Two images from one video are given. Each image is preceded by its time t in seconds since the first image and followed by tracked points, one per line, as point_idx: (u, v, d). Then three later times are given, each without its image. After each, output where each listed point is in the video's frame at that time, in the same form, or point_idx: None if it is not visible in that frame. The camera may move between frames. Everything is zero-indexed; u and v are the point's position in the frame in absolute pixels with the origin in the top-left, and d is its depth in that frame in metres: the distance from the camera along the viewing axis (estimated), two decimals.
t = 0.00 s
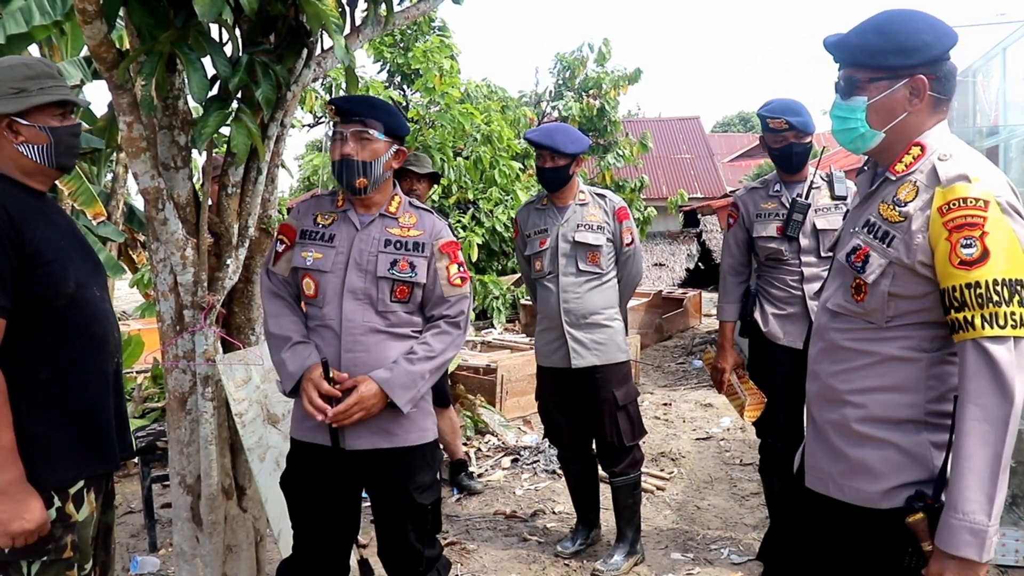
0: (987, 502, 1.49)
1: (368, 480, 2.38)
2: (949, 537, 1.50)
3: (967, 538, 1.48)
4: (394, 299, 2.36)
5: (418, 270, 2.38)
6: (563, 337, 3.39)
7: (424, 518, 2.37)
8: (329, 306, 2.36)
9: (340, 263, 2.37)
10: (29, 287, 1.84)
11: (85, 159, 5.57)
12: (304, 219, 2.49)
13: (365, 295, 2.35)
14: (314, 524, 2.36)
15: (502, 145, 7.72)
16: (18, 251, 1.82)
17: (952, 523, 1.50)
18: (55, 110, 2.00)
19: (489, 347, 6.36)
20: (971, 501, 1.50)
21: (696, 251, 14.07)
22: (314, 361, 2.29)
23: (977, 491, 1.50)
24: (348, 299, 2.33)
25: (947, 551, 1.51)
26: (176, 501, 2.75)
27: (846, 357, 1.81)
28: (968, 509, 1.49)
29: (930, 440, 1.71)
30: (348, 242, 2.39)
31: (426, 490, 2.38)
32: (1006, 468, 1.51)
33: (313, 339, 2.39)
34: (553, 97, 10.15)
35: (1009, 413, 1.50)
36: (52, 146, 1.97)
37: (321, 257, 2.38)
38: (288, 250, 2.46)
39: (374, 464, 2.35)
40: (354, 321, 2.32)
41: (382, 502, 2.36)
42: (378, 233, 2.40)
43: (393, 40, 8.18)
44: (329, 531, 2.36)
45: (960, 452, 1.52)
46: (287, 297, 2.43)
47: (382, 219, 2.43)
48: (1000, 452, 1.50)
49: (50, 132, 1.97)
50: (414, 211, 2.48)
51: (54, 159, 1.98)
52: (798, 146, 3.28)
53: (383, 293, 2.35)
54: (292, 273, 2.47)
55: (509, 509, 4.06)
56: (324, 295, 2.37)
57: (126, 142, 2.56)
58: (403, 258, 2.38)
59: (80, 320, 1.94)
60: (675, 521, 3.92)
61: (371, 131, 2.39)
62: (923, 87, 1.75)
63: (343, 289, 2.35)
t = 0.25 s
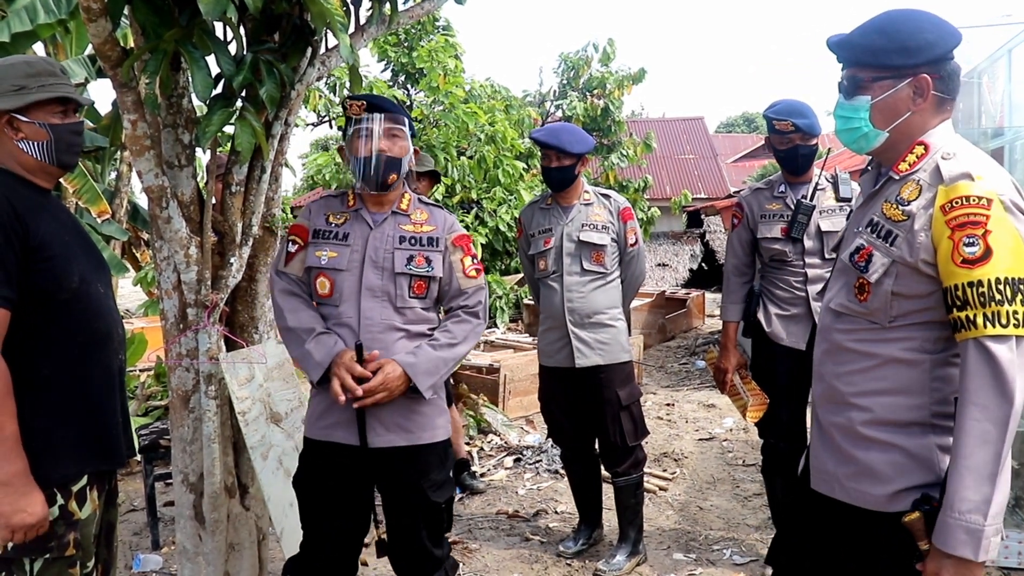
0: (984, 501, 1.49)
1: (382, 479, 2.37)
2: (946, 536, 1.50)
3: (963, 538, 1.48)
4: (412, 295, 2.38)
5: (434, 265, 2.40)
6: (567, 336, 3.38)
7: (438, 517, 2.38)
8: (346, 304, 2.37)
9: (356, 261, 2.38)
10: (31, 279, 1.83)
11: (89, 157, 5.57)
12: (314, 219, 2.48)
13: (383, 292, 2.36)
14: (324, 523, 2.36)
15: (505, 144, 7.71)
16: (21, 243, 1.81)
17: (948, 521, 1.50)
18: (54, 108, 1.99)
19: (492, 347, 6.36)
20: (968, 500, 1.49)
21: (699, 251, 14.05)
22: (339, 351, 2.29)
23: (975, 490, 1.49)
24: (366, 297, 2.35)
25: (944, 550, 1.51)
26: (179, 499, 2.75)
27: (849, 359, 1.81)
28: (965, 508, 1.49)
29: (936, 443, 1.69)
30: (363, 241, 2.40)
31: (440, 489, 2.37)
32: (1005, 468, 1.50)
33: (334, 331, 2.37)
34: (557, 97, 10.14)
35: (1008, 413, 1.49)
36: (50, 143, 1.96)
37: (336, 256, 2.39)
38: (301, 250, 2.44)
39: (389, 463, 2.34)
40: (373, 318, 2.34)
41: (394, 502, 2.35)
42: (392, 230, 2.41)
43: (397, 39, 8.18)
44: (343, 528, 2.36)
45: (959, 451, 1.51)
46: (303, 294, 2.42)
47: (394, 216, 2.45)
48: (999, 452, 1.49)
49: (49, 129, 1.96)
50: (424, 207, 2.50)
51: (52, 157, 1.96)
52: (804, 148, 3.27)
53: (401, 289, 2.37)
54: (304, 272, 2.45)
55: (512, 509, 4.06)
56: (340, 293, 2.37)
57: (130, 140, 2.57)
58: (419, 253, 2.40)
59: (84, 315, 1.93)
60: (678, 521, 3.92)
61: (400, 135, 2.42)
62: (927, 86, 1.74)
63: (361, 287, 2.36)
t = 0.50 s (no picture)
0: (989, 499, 1.48)
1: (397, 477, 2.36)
2: (947, 530, 1.51)
3: (964, 533, 1.48)
4: (428, 293, 2.39)
5: (449, 262, 2.42)
6: (567, 336, 3.38)
7: (451, 517, 2.37)
8: (362, 304, 2.36)
9: (370, 261, 2.38)
10: (33, 274, 1.82)
11: (90, 155, 5.57)
12: (326, 219, 2.47)
13: (399, 291, 2.37)
14: (335, 523, 2.34)
15: (507, 144, 7.71)
16: (23, 237, 1.80)
17: (951, 517, 1.50)
18: (55, 106, 1.98)
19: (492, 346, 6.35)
20: (972, 496, 1.49)
21: (700, 251, 14.04)
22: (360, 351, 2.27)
23: (979, 488, 1.49)
24: (381, 296, 2.35)
25: (944, 545, 1.51)
26: (179, 498, 2.75)
27: (861, 363, 1.79)
28: (968, 504, 1.49)
29: (949, 446, 1.69)
30: (377, 240, 2.40)
31: (454, 488, 2.36)
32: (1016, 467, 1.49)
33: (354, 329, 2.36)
34: (558, 96, 10.13)
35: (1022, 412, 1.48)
36: (51, 141, 1.96)
37: (350, 256, 2.38)
38: (313, 252, 2.42)
39: (406, 461, 2.33)
40: (390, 317, 2.34)
41: (408, 502, 2.33)
42: (405, 229, 2.42)
43: (398, 39, 8.19)
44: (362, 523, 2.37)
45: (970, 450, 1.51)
46: (319, 295, 2.40)
47: (406, 216, 2.45)
48: (1010, 450, 1.48)
49: (50, 127, 1.96)
50: (435, 206, 2.51)
51: (54, 154, 1.96)
52: (808, 149, 3.27)
53: (417, 287, 2.38)
54: (316, 274, 2.43)
55: (512, 509, 4.06)
56: (354, 293, 2.37)
57: (132, 139, 2.56)
58: (433, 251, 2.41)
59: (87, 313, 1.92)
60: (678, 521, 3.92)
61: (413, 136, 2.44)
62: (941, 86, 1.74)
63: (377, 287, 2.36)
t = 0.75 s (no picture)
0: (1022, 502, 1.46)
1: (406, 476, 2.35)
2: (982, 537, 1.48)
3: (1001, 538, 1.46)
4: (439, 293, 2.38)
5: (460, 263, 2.42)
6: (566, 337, 3.37)
7: (460, 518, 2.36)
8: (372, 304, 2.36)
9: (382, 260, 2.37)
10: (33, 274, 1.82)
11: (90, 154, 5.57)
12: (336, 219, 2.46)
13: (410, 291, 2.35)
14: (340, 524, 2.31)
15: (508, 144, 7.70)
16: (24, 237, 1.80)
17: (984, 521, 1.48)
18: (54, 105, 1.97)
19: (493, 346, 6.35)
20: (1007, 501, 1.47)
21: (701, 251, 14.03)
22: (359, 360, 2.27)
23: (1013, 492, 1.47)
24: (393, 296, 2.33)
25: (979, 549, 1.48)
26: (180, 498, 2.75)
27: (872, 364, 1.78)
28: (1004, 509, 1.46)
29: (962, 448, 1.68)
30: (388, 241, 2.39)
31: (462, 488, 2.35)
32: None
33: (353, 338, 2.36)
34: (559, 96, 10.12)
35: None
36: (50, 140, 1.95)
37: (361, 256, 2.37)
38: (322, 253, 2.42)
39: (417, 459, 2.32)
40: (401, 318, 2.33)
41: (420, 501, 2.33)
42: (416, 230, 2.41)
43: (399, 38, 8.19)
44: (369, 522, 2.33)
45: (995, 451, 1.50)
46: (323, 299, 2.40)
47: (417, 216, 2.44)
48: None
49: (50, 126, 1.95)
50: (445, 207, 2.51)
51: (53, 153, 1.95)
52: (810, 150, 3.26)
53: (428, 287, 2.37)
54: (325, 276, 2.43)
55: (513, 509, 4.06)
56: (366, 293, 2.36)
57: (132, 138, 2.56)
58: (445, 252, 2.41)
59: (88, 313, 1.92)
60: (679, 521, 3.91)
61: (427, 138, 2.44)
62: (959, 86, 1.74)
63: (388, 286, 2.35)
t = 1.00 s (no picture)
0: None
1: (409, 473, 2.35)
2: (1016, 543, 1.47)
3: None
4: (445, 292, 2.38)
5: (466, 262, 2.42)
6: (564, 338, 3.38)
7: (461, 519, 2.36)
8: (378, 302, 2.35)
9: (388, 258, 2.36)
10: (33, 274, 1.81)
11: (89, 154, 5.57)
12: (342, 214, 2.46)
13: (416, 290, 2.35)
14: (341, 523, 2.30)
15: (508, 144, 7.70)
16: (24, 236, 1.80)
17: (1016, 528, 1.47)
18: (55, 104, 1.97)
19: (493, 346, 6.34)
20: None
21: (700, 251, 14.02)
22: (328, 378, 2.32)
23: None
24: (399, 294, 2.33)
25: (1010, 556, 1.48)
26: (179, 497, 2.75)
27: (874, 364, 1.78)
28: None
29: (966, 449, 1.68)
30: (395, 239, 2.38)
31: (463, 488, 2.34)
32: None
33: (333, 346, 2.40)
34: (559, 96, 10.12)
35: None
36: (51, 139, 1.95)
37: (367, 253, 2.37)
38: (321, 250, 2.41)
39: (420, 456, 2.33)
40: (406, 316, 2.33)
41: (422, 501, 2.33)
42: (423, 228, 2.41)
43: (399, 38, 8.19)
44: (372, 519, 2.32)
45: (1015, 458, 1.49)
46: (314, 297, 2.43)
47: (425, 214, 2.44)
48: None
49: (51, 125, 1.95)
50: (452, 207, 2.51)
51: (54, 152, 1.95)
52: (811, 150, 3.26)
53: (435, 286, 2.37)
54: (324, 273, 2.44)
55: (513, 509, 4.05)
56: (372, 291, 2.35)
57: (132, 137, 2.56)
58: (452, 251, 2.41)
59: (88, 312, 1.91)
60: (679, 521, 3.91)
61: (439, 140, 2.43)
62: (969, 86, 1.74)
63: (394, 284, 2.34)
